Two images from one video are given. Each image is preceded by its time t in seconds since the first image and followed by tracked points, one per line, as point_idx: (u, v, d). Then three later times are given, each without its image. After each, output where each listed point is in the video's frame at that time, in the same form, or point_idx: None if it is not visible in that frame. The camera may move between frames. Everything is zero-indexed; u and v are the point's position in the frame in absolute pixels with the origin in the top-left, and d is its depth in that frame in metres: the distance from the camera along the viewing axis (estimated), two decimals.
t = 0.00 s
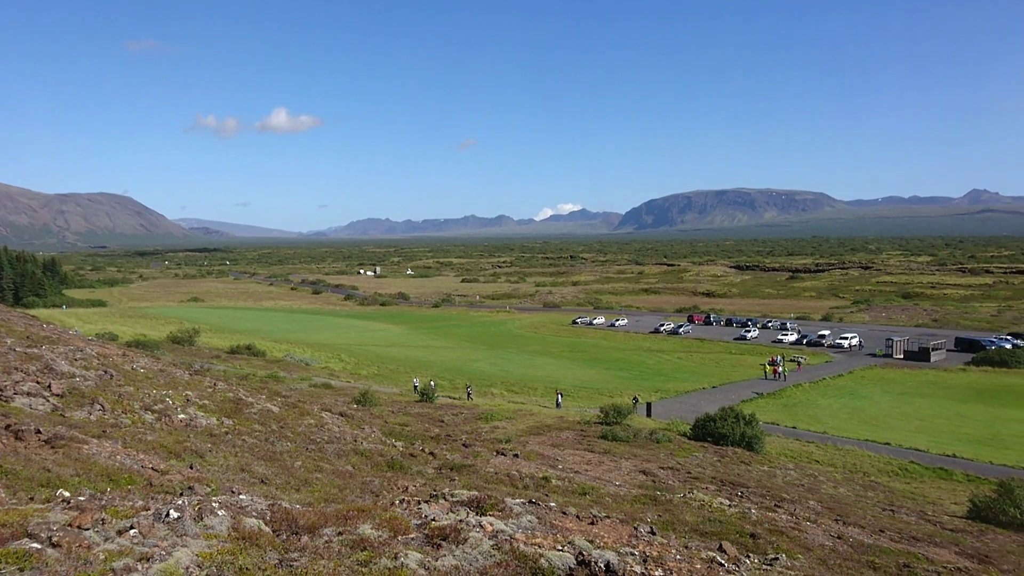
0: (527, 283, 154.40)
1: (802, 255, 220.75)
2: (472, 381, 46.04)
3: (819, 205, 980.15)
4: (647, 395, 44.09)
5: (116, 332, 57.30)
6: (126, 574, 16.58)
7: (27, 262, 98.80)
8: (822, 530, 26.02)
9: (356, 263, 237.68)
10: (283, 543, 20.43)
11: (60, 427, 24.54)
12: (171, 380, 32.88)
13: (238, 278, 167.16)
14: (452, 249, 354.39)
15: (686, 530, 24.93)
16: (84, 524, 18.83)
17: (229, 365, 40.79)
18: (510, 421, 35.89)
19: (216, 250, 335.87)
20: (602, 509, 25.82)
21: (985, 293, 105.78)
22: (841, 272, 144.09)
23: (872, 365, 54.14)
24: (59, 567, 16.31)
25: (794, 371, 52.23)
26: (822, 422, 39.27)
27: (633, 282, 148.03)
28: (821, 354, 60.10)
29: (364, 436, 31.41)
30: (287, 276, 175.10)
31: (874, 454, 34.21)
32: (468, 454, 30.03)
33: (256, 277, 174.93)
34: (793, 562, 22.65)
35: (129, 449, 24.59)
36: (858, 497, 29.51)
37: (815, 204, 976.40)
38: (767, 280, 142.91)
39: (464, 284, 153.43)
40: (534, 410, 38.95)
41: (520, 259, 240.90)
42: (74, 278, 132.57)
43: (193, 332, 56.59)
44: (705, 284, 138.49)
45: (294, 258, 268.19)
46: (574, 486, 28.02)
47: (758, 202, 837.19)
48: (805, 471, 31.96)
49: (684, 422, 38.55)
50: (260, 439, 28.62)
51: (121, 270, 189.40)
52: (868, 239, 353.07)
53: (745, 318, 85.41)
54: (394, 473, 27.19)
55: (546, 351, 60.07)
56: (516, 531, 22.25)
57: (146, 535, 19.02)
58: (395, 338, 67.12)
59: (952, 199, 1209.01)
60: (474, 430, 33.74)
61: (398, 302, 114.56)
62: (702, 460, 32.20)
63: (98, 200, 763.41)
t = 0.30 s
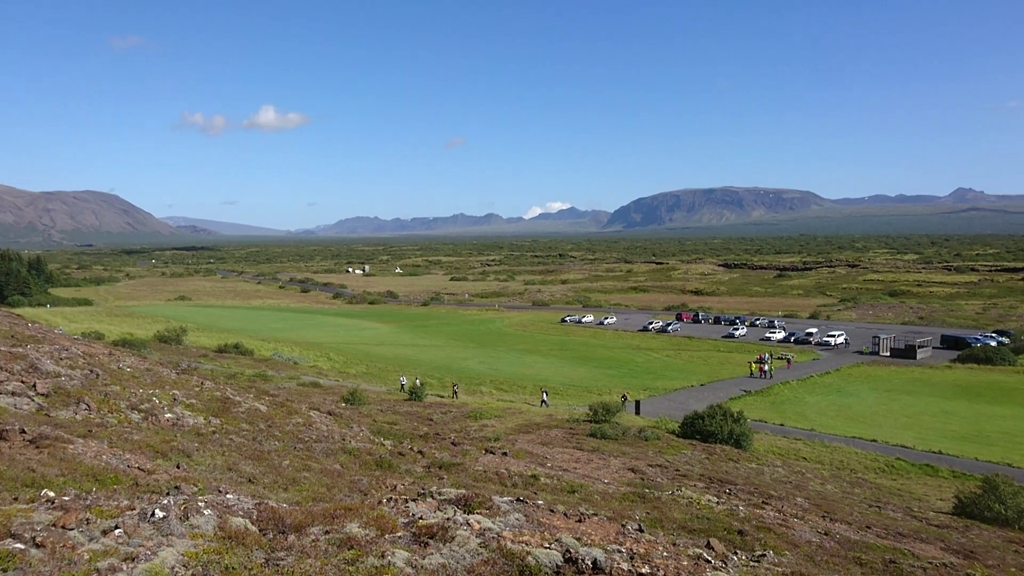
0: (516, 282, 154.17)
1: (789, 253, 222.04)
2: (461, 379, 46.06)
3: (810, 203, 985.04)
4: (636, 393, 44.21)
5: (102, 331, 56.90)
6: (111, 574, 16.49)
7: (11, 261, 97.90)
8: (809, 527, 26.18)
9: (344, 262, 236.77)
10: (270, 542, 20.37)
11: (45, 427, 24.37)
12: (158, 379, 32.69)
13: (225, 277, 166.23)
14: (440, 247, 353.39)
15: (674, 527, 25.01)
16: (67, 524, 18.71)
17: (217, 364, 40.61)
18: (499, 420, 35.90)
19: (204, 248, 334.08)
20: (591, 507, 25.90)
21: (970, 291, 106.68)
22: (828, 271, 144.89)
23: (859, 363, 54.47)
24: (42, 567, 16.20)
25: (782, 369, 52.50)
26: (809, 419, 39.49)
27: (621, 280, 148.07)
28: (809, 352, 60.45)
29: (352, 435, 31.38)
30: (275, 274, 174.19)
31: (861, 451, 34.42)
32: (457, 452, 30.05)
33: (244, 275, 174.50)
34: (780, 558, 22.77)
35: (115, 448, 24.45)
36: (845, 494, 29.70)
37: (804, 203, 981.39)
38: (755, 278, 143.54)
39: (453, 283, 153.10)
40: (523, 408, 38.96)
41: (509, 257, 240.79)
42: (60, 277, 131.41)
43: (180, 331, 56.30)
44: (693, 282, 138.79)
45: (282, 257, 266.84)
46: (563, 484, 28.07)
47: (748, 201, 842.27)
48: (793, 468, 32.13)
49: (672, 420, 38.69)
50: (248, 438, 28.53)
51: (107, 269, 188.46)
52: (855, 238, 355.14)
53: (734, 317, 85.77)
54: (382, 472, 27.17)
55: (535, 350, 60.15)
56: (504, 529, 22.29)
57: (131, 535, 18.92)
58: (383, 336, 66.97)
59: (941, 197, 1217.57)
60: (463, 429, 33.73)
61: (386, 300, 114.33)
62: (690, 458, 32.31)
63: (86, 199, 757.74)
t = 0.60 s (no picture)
0: (505, 282, 154.14)
1: (777, 253, 223.51)
2: (450, 380, 46.08)
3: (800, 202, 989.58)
4: (625, 393, 44.33)
5: (87, 333, 56.50)
6: None
7: None
8: (797, 525, 26.32)
9: (333, 262, 235.95)
10: (257, 544, 20.31)
11: (31, 429, 24.19)
12: (145, 380, 32.52)
13: (212, 278, 165.42)
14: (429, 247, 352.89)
15: (663, 527, 25.07)
16: (52, 526, 18.59)
17: (205, 365, 40.43)
18: (489, 420, 35.90)
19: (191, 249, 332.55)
20: (580, 507, 25.95)
21: (956, 291, 107.57)
22: (816, 271, 145.72)
23: (846, 363, 54.78)
24: (26, 571, 16.07)
25: (770, 368, 52.78)
26: (797, 419, 39.71)
27: (610, 280, 148.33)
28: (797, 352, 60.73)
29: (341, 436, 31.35)
30: (263, 275, 173.41)
31: (849, 451, 34.61)
32: (446, 453, 30.06)
33: (232, 276, 174.14)
34: (768, 557, 22.88)
35: (101, 451, 24.31)
36: (833, 493, 29.88)
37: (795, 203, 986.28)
38: (744, 278, 144.23)
39: (443, 284, 152.86)
40: (512, 408, 38.97)
41: (498, 258, 241.24)
42: (45, 277, 130.38)
43: (168, 333, 56.00)
44: (682, 283, 139.24)
45: (270, 258, 266.06)
46: (552, 484, 28.12)
47: (738, 201, 845.41)
48: (781, 467, 32.31)
49: (661, 420, 38.81)
50: (236, 440, 28.44)
51: (95, 269, 188.17)
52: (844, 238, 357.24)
53: (722, 317, 86.08)
54: (371, 473, 27.16)
55: (524, 350, 60.20)
56: (492, 530, 22.30)
57: (117, 537, 18.82)
58: (372, 337, 66.84)
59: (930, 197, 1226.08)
60: (452, 429, 33.74)
61: (376, 301, 114.29)
62: (679, 458, 32.42)
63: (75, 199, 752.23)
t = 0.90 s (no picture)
0: (494, 283, 153.96)
1: (764, 254, 225.04)
2: (438, 381, 46.02)
3: (790, 203, 994.56)
4: (613, 394, 44.41)
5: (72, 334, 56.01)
6: None
7: None
8: (785, 525, 26.44)
9: (321, 263, 235.89)
10: (243, 546, 20.21)
11: (15, 431, 23.98)
12: (131, 382, 32.31)
13: (199, 279, 164.38)
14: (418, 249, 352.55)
15: (651, 527, 25.12)
16: (35, 529, 18.44)
17: (192, 366, 40.23)
18: (477, 421, 35.91)
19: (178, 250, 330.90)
20: (568, 508, 25.97)
21: (942, 291, 108.56)
22: (803, 272, 146.51)
23: (833, 363, 55.07)
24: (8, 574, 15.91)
25: (759, 369, 53.05)
26: (785, 419, 39.89)
27: (599, 281, 148.57)
28: (784, 352, 60.97)
29: (329, 437, 31.31)
30: (251, 276, 172.64)
31: (836, 450, 34.81)
32: (435, 454, 30.07)
33: (219, 277, 173.58)
34: (756, 557, 22.94)
35: (86, 453, 24.12)
36: (820, 492, 30.04)
37: (785, 204, 991.12)
38: (732, 279, 144.94)
39: (432, 285, 152.52)
40: (501, 409, 38.96)
41: (487, 258, 241.54)
42: (30, 279, 129.26)
43: (154, 334, 55.64)
44: (671, 284, 139.64)
45: (258, 259, 264.76)
46: (540, 485, 28.14)
47: (729, 202, 849.03)
48: (768, 467, 32.45)
49: (649, 421, 38.91)
50: (223, 442, 28.35)
51: (80, 270, 187.22)
52: (832, 239, 359.54)
53: (710, 317, 86.36)
54: (359, 474, 27.11)
55: (513, 351, 60.20)
56: (480, 530, 22.30)
57: (101, 540, 18.68)
58: (360, 338, 66.73)
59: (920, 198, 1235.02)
60: (440, 430, 33.72)
61: (364, 302, 114.16)
62: (667, 459, 32.50)
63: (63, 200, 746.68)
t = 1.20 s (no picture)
0: (483, 286, 153.80)
1: (752, 256, 225.91)
2: (427, 384, 45.96)
3: (781, 206, 999.73)
4: (603, 396, 44.48)
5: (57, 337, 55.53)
6: None
7: None
8: (773, 526, 26.55)
9: (309, 266, 235.01)
10: (229, 550, 20.12)
11: None
12: (117, 386, 32.12)
13: (186, 282, 163.53)
14: (406, 251, 351.97)
15: (640, 529, 25.15)
16: (19, 535, 18.31)
17: (179, 370, 40.01)
18: (466, 424, 35.88)
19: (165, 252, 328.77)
20: (557, 510, 26.00)
21: (928, 293, 109.44)
22: (791, 274, 147.30)
23: (821, 364, 55.39)
24: None
25: (748, 370, 53.27)
26: (773, 420, 40.08)
27: (587, 284, 148.76)
28: (773, 354, 61.24)
29: (317, 440, 31.25)
30: (239, 279, 171.56)
31: (823, 451, 35.00)
32: (423, 457, 30.05)
33: (207, 279, 173.13)
34: (744, 558, 23.02)
35: (72, 457, 23.96)
36: (808, 493, 30.18)
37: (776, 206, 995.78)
38: (721, 280, 145.53)
39: (421, 287, 152.25)
40: (490, 412, 38.95)
41: (476, 261, 241.76)
42: (14, 282, 127.99)
43: (141, 337, 55.30)
44: (660, 286, 140.02)
45: (245, 261, 263.32)
46: (529, 487, 28.15)
47: (719, 204, 852.22)
48: (757, 468, 32.60)
49: (638, 422, 38.99)
50: (210, 445, 28.23)
51: (67, 273, 186.11)
52: (820, 241, 361.85)
53: (698, 319, 86.63)
54: (347, 477, 27.06)
55: (502, 353, 60.18)
56: (468, 533, 22.28)
57: (85, 545, 18.57)
58: (348, 341, 66.50)
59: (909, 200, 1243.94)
60: (429, 433, 33.69)
61: (353, 305, 114.01)
62: (656, 460, 32.59)
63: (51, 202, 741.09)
